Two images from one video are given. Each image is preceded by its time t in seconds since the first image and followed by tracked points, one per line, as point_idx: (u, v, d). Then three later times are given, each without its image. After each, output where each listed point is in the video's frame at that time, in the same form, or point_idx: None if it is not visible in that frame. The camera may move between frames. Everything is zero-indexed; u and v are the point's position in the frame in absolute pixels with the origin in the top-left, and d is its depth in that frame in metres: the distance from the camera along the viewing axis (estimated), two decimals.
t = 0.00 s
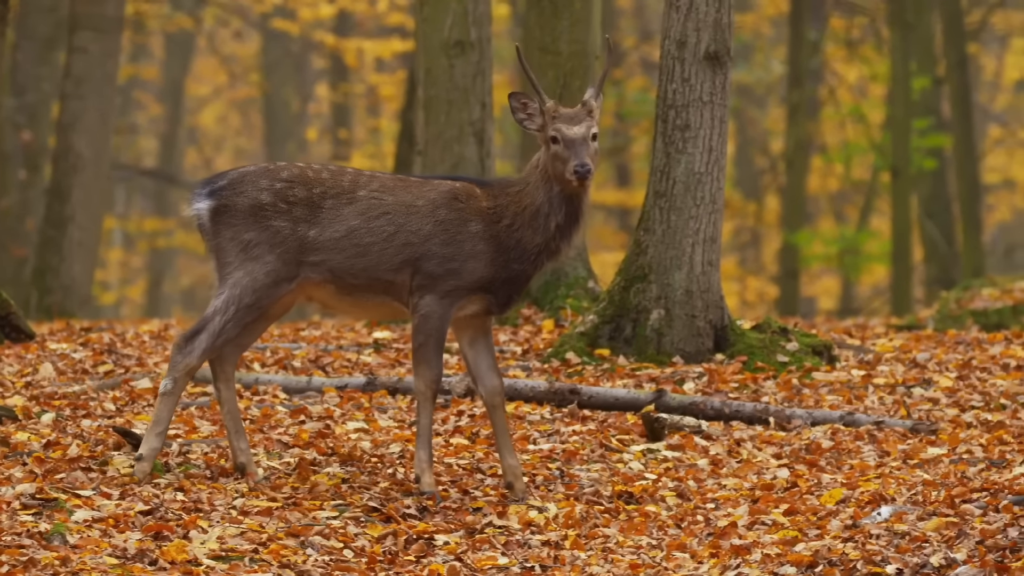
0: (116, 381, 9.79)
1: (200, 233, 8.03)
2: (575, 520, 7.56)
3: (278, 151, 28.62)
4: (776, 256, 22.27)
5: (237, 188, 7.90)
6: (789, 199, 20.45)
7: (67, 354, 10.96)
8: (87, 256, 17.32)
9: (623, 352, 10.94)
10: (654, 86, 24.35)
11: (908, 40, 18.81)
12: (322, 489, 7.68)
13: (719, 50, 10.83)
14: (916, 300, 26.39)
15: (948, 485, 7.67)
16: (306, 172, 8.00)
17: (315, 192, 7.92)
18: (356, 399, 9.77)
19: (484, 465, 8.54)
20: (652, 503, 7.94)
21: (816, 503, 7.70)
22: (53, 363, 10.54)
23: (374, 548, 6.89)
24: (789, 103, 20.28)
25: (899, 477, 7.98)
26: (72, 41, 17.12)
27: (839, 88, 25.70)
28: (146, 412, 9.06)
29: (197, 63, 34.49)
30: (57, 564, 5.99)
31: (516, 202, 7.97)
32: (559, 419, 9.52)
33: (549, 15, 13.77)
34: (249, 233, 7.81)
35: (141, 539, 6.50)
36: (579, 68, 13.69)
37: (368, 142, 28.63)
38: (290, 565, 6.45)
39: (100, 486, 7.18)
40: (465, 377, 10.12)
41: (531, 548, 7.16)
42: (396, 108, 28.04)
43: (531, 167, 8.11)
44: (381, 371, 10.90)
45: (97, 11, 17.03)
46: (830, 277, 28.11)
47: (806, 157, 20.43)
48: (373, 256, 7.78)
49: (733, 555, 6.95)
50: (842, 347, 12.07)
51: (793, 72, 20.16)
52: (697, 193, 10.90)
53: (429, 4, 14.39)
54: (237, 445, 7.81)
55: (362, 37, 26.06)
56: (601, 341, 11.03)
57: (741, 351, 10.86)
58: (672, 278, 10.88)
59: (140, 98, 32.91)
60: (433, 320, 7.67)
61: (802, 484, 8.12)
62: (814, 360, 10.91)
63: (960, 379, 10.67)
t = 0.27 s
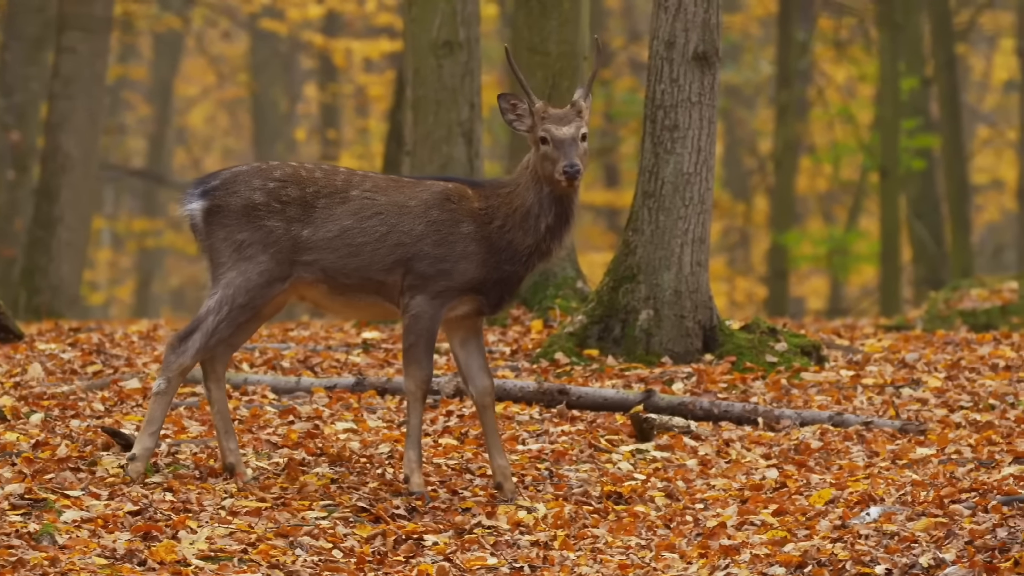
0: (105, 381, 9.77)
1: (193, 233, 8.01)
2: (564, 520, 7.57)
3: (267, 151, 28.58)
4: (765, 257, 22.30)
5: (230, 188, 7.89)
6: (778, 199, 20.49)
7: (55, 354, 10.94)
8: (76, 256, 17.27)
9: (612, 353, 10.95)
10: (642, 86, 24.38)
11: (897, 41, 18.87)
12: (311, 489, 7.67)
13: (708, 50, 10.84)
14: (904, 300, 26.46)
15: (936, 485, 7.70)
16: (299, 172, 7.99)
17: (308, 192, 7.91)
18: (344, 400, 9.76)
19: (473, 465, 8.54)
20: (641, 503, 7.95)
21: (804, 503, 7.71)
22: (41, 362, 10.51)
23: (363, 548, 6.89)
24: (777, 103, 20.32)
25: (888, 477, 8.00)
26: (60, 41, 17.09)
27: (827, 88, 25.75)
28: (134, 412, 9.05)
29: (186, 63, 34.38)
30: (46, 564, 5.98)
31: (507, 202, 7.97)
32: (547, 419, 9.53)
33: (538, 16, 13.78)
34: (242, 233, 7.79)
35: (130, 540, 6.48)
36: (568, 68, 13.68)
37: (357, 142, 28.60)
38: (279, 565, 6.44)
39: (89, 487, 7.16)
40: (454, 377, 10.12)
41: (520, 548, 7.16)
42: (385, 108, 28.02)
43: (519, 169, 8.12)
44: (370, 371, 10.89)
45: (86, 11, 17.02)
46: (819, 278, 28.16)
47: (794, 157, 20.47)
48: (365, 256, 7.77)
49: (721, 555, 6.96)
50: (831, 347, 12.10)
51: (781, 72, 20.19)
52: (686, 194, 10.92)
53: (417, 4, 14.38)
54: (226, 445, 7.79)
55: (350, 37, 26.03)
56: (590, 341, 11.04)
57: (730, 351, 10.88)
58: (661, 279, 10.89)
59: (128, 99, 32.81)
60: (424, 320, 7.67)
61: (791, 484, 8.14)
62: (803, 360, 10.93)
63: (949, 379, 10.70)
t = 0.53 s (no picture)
0: (98, 381, 9.76)
1: (188, 233, 8.00)
2: (556, 521, 7.57)
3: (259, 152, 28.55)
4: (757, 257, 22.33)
5: (225, 187, 7.88)
6: (770, 200, 20.52)
7: (47, 355, 10.92)
8: (69, 256, 17.22)
9: (604, 353, 10.96)
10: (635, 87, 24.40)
11: (889, 41, 18.91)
12: (303, 489, 7.67)
13: (700, 50, 10.86)
14: (896, 301, 26.52)
15: (929, 485, 7.72)
16: (295, 171, 7.99)
17: (303, 190, 7.90)
18: (336, 400, 9.75)
19: (465, 465, 8.54)
20: (633, 503, 7.95)
21: (796, 504, 7.72)
22: (33, 363, 10.50)
23: (355, 548, 6.88)
24: (769, 103, 20.35)
25: (880, 478, 8.02)
26: (52, 41, 17.07)
27: (819, 89, 25.78)
28: (127, 412, 9.04)
29: (178, 63, 34.32)
30: (38, 564, 5.97)
31: (501, 202, 7.97)
32: (539, 420, 9.53)
33: (530, 16, 13.79)
34: (237, 232, 7.78)
35: (122, 540, 6.47)
36: (560, 68, 13.70)
37: (349, 142, 28.59)
38: (271, 566, 6.43)
39: (81, 487, 7.15)
40: (446, 377, 10.11)
41: (512, 548, 7.16)
42: (377, 108, 28.02)
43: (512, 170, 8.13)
44: (362, 372, 10.88)
45: (78, 12, 17.00)
46: (811, 278, 28.21)
47: (787, 157, 20.49)
48: (360, 256, 7.77)
49: (714, 555, 6.96)
50: (823, 347, 12.12)
51: (774, 72, 20.20)
52: (678, 194, 10.93)
53: (410, 4, 14.36)
54: (219, 444, 7.78)
55: (342, 38, 26.00)
56: (582, 341, 11.05)
57: (722, 351, 10.89)
58: (653, 279, 10.90)
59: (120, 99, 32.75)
60: (417, 320, 7.67)
61: (784, 484, 8.15)
62: (795, 360, 10.95)
63: (941, 379, 10.73)
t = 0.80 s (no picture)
0: (90, 381, 9.75)
1: (183, 232, 7.99)
2: (548, 521, 7.57)
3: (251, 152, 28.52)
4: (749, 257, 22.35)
5: (220, 186, 7.88)
6: (762, 200, 20.55)
7: (39, 355, 10.91)
8: (61, 257, 17.17)
9: (596, 353, 10.97)
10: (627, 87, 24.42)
11: (881, 42, 18.95)
12: (296, 489, 7.66)
13: (692, 50, 10.87)
14: (887, 301, 26.59)
15: (921, 485, 7.74)
16: (290, 170, 7.98)
17: (298, 189, 7.91)
18: (329, 400, 9.74)
19: (458, 465, 8.54)
20: (626, 503, 7.96)
21: (788, 504, 7.74)
22: (25, 363, 10.48)
23: (348, 549, 6.87)
24: (762, 103, 20.37)
25: (872, 478, 8.04)
26: (44, 41, 17.08)
27: (811, 89, 25.83)
28: (119, 412, 9.02)
29: (170, 63, 34.28)
30: (31, 564, 5.96)
31: (494, 203, 7.97)
32: (532, 420, 9.53)
33: (522, 16, 13.80)
34: (233, 231, 7.78)
35: (114, 540, 6.47)
36: (552, 68, 13.72)
37: (341, 143, 28.59)
38: (264, 566, 6.43)
39: (74, 487, 7.14)
40: (438, 377, 10.11)
41: (505, 548, 7.16)
42: (369, 109, 28.02)
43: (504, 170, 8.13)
44: (354, 372, 10.88)
45: (70, 11, 16.99)
46: (803, 278, 28.25)
47: (779, 158, 20.52)
48: (354, 256, 7.77)
49: (706, 555, 6.97)
50: (815, 347, 12.14)
51: (766, 72, 20.22)
52: (670, 194, 10.94)
53: (402, 4, 14.35)
54: (211, 444, 7.78)
55: (334, 38, 25.99)
56: (574, 341, 11.06)
57: (714, 352, 10.91)
58: (645, 279, 10.91)
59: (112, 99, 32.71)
60: (410, 321, 7.67)
61: (776, 484, 8.16)
62: (787, 360, 10.96)
63: (934, 379, 10.75)
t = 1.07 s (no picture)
0: (83, 381, 9.73)
1: (178, 233, 7.98)
2: (542, 521, 7.57)
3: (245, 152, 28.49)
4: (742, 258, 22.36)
5: (214, 186, 7.87)
6: (755, 200, 20.57)
7: (33, 355, 10.88)
8: (55, 256, 17.14)
9: (589, 353, 10.98)
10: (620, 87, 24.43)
11: (874, 42, 18.98)
12: (289, 489, 7.66)
13: (685, 50, 10.88)
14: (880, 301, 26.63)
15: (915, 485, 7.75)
16: (284, 169, 7.98)
17: (292, 189, 7.90)
18: (322, 401, 9.73)
19: (451, 465, 8.54)
20: (619, 504, 7.96)
21: (781, 504, 7.74)
22: (19, 363, 10.46)
23: (341, 549, 6.87)
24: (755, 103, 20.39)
25: (866, 478, 8.05)
26: (38, 41, 17.04)
27: (804, 89, 25.86)
28: (113, 412, 9.01)
29: (163, 63, 34.22)
30: (24, 564, 5.95)
31: (489, 205, 7.98)
32: (525, 420, 9.53)
33: (516, 16, 13.80)
34: (227, 231, 7.77)
35: (108, 540, 6.46)
36: (546, 68, 13.72)
37: (334, 142, 28.57)
38: (257, 566, 6.42)
39: (67, 487, 7.13)
40: (431, 377, 10.10)
41: (498, 549, 7.16)
42: (362, 109, 28.01)
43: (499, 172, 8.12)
44: (347, 372, 10.87)
45: (63, 11, 16.96)
46: (797, 278, 28.28)
47: (772, 158, 20.55)
48: (348, 255, 7.77)
49: (700, 556, 6.97)
50: (809, 347, 12.16)
51: (759, 72, 20.23)
52: (663, 194, 10.94)
53: (395, 4, 14.35)
54: (204, 444, 7.76)
55: (327, 38, 25.97)
56: (568, 341, 11.07)
57: (707, 352, 10.91)
58: (638, 279, 10.92)
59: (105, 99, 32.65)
60: (404, 321, 7.66)
61: (769, 485, 8.17)
62: (780, 360, 10.98)
63: (927, 379, 10.78)
